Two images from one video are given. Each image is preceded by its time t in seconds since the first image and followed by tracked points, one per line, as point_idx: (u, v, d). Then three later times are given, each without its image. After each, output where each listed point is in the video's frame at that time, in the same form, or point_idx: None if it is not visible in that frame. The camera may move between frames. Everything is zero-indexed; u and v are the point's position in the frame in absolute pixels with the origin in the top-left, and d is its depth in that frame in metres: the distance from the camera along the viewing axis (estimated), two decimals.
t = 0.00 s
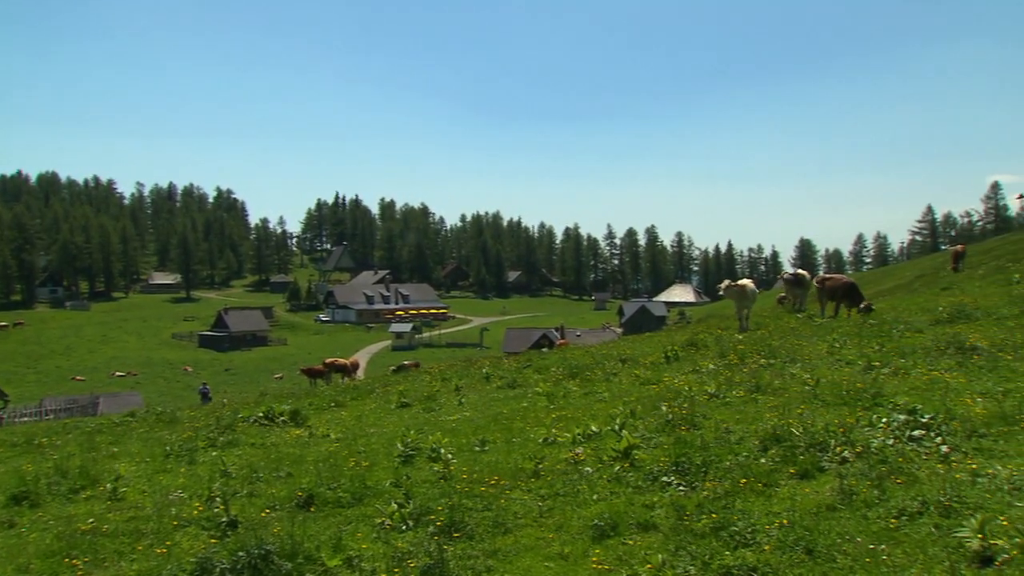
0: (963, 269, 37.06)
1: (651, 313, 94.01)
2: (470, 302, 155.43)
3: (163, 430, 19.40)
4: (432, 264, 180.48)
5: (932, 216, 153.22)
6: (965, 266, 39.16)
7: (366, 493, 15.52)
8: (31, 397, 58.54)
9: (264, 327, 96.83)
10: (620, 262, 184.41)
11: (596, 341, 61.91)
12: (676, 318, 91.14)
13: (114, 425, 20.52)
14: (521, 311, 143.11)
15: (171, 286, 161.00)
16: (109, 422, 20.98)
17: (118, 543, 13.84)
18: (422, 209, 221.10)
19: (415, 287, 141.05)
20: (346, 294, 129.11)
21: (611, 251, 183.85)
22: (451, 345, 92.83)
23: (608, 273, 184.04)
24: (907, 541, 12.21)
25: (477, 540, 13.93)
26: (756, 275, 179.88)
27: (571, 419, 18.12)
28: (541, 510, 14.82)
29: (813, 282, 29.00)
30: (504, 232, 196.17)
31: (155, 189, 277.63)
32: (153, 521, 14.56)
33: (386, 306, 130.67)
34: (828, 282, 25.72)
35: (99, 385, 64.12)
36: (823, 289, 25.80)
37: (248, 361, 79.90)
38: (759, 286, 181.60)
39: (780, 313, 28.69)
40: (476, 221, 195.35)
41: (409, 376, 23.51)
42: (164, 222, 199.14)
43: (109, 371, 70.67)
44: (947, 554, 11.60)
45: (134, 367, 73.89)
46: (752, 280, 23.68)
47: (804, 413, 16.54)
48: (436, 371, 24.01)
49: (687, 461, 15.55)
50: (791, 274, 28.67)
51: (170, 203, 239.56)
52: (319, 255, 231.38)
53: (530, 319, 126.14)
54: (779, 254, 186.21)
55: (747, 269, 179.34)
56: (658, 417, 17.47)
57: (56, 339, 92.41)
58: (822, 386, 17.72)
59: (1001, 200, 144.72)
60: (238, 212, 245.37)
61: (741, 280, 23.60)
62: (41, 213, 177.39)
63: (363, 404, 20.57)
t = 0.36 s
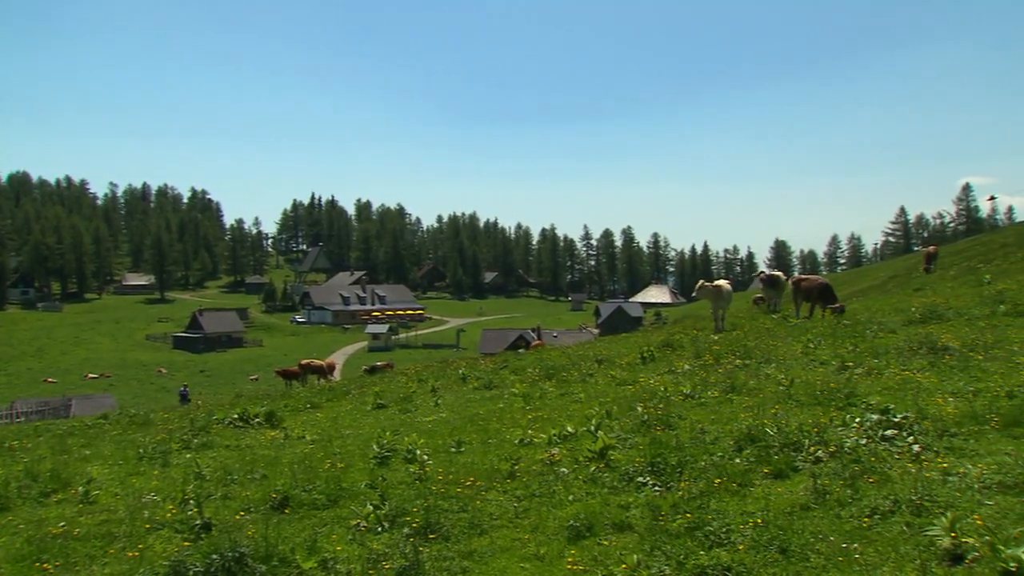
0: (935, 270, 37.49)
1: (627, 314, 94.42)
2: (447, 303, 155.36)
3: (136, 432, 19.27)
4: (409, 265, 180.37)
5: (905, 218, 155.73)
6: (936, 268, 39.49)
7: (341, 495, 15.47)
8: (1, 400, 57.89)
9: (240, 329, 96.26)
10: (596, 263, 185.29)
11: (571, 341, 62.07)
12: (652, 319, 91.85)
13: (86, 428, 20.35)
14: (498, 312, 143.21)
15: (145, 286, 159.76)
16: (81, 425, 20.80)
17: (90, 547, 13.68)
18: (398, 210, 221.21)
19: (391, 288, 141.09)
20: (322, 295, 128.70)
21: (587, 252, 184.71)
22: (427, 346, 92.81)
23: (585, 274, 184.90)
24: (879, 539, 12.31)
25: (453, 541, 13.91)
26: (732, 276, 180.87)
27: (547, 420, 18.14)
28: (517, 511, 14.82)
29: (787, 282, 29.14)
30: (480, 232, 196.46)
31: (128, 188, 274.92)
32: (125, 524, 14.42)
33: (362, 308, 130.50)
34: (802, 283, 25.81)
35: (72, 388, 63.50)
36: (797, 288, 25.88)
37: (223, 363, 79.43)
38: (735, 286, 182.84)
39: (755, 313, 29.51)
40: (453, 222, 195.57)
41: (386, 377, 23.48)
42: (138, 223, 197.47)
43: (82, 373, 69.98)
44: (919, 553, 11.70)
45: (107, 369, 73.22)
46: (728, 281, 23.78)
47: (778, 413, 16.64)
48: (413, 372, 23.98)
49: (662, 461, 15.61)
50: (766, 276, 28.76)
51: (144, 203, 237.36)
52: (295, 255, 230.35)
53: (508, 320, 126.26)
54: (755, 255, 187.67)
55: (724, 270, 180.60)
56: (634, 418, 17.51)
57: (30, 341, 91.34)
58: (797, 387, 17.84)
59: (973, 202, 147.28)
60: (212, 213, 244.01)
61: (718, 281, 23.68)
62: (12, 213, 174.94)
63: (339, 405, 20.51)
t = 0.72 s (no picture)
0: (909, 271, 37.84)
1: (604, 314, 94.08)
2: (424, 304, 155.00)
3: (109, 434, 19.11)
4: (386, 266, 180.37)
5: (879, 219, 157.57)
6: (909, 268, 39.73)
7: (317, 497, 15.41)
8: None
9: (215, 331, 95.55)
10: (573, 264, 186.08)
11: (547, 343, 62.12)
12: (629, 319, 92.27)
13: (58, 430, 20.17)
14: (476, 313, 143.15)
15: (119, 287, 158.59)
16: (53, 428, 20.62)
17: (62, 551, 13.51)
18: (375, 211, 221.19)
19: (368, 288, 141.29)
20: (298, 296, 128.36)
21: (564, 253, 185.57)
22: (404, 347, 92.69)
23: (562, 274, 185.71)
24: (852, 538, 12.40)
25: (429, 542, 13.88)
26: (708, 277, 181.28)
27: (524, 421, 18.14)
28: (493, 512, 14.82)
29: (763, 283, 29.39)
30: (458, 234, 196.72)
31: (101, 189, 272.53)
32: (98, 528, 14.28)
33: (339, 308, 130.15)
34: (779, 282, 25.96)
35: (44, 390, 62.83)
36: (772, 288, 26.04)
37: (199, 365, 78.92)
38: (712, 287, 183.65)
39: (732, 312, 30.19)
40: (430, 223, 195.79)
41: (362, 378, 23.42)
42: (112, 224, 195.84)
43: (54, 375, 69.24)
44: (891, 551, 11.81)
45: (80, 371, 72.50)
46: (705, 281, 23.86)
47: (753, 414, 16.73)
48: (390, 373, 23.94)
49: (638, 462, 15.64)
50: (743, 277, 28.91)
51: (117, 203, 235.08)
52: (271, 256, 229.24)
53: (485, 321, 126.35)
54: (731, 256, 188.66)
55: (700, 270, 181.40)
56: (610, 419, 17.54)
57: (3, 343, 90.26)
58: (772, 387, 17.95)
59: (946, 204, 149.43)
60: (187, 213, 242.57)
61: (694, 281, 23.76)
62: None
63: (315, 407, 20.44)
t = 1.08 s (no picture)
0: (881, 271, 38.15)
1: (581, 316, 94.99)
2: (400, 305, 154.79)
3: (80, 437, 18.95)
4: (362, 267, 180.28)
5: (852, 221, 158.86)
6: (881, 269, 40.07)
7: (291, 499, 15.34)
8: None
9: (189, 332, 94.75)
10: (549, 265, 186.61)
11: (523, 344, 61.98)
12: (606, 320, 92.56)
13: (27, 433, 19.96)
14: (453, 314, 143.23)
15: (92, 288, 157.36)
16: (24, 430, 20.39)
17: (31, 555, 13.35)
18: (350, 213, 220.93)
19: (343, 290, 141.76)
20: (273, 297, 128.66)
21: (540, 254, 186.14)
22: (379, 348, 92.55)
23: (538, 275, 186.41)
24: (825, 538, 12.47)
25: (404, 544, 13.83)
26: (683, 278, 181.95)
27: (499, 422, 18.14)
28: (468, 513, 14.81)
29: (738, 285, 29.55)
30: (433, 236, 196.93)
31: (73, 189, 269.91)
32: (69, 531, 14.13)
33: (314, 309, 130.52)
34: (754, 283, 26.24)
35: (14, 393, 62.09)
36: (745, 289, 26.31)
37: (173, 366, 78.33)
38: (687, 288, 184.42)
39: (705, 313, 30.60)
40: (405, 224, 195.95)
41: (337, 380, 23.32)
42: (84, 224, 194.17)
43: (25, 377, 68.46)
44: (863, 550, 11.90)
45: (51, 373, 71.71)
46: (680, 282, 24.02)
47: (728, 414, 16.82)
48: (364, 374, 23.85)
49: (613, 462, 15.68)
50: (718, 277, 29.15)
51: (90, 205, 232.73)
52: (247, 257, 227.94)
53: (461, 322, 126.46)
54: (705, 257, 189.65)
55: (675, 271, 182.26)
56: (586, 419, 17.56)
57: None
58: (746, 387, 18.06)
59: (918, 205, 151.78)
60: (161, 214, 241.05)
61: (669, 282, 23.91)
62: None
63: (290, 408, 20.34)
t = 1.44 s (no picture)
0: (853, 274, 38.53)
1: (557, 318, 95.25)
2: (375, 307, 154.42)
3: (50, 441, 18.76)
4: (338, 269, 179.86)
5: (826, 222, 160.27)
6: (855, 271, 40.42)
7: (265, 502, 15.25)
8: None
9: (162, 334, 94.40)
10: (525, 267, 187.18)
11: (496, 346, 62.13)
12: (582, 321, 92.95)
13: None
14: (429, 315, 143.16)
15: (64, 290, 155.91)
16: None
17: None
18: (325, 214, 220.29)
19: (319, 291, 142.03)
20: (248, 299, 128.32)
21: (516, 255, 186.71)
22: (354, 350, 92.37)
23: (514, 277, 187.02)
24: (799, 538, 12.53)
25: (378, 546, 13.78)
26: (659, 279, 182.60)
27: (474, 424, 18.13)
28: (443, 515, 14.78)
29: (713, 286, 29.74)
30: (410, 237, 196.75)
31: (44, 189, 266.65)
32: (38, 536, 13.95)
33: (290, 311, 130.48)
34: (728, 284, 26.45)
35: None
36: (720, 291, 26.47)
37: (146, 369, 77.72)
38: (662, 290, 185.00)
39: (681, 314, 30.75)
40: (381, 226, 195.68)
41: (312, 382, 23.21)
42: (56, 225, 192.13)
43: None
44: (835, 550, 11.97)
45: (22, 376, 70.90)
46: (655, 283, 24.12)
47: (702, 415, 16.90)
48: (340, 376, 23.77)
49: (588, 463, 15.70)
50: (693, 279, 29.34)
51: (62, 206, 230.01)
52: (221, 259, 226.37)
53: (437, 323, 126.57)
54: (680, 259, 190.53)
55: (651, 273, 182.91)
56: (561, 421, 17.57)
57: None
58: (720, 388, 18.16)
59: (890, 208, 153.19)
60: (135, 215, 238.93)
61: (645, 283, 24.01)
62: None
63: (264, 411, 20.25)
